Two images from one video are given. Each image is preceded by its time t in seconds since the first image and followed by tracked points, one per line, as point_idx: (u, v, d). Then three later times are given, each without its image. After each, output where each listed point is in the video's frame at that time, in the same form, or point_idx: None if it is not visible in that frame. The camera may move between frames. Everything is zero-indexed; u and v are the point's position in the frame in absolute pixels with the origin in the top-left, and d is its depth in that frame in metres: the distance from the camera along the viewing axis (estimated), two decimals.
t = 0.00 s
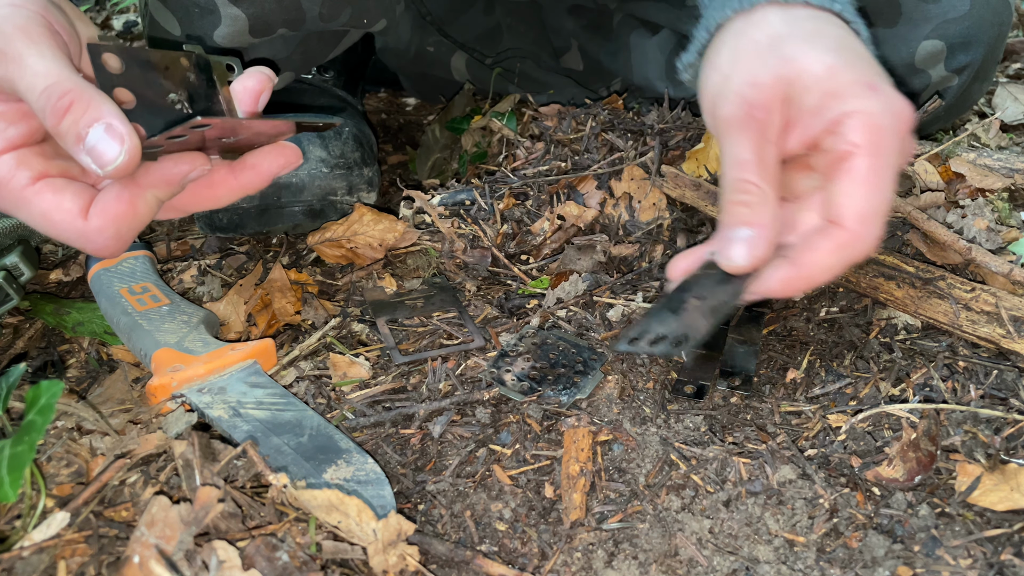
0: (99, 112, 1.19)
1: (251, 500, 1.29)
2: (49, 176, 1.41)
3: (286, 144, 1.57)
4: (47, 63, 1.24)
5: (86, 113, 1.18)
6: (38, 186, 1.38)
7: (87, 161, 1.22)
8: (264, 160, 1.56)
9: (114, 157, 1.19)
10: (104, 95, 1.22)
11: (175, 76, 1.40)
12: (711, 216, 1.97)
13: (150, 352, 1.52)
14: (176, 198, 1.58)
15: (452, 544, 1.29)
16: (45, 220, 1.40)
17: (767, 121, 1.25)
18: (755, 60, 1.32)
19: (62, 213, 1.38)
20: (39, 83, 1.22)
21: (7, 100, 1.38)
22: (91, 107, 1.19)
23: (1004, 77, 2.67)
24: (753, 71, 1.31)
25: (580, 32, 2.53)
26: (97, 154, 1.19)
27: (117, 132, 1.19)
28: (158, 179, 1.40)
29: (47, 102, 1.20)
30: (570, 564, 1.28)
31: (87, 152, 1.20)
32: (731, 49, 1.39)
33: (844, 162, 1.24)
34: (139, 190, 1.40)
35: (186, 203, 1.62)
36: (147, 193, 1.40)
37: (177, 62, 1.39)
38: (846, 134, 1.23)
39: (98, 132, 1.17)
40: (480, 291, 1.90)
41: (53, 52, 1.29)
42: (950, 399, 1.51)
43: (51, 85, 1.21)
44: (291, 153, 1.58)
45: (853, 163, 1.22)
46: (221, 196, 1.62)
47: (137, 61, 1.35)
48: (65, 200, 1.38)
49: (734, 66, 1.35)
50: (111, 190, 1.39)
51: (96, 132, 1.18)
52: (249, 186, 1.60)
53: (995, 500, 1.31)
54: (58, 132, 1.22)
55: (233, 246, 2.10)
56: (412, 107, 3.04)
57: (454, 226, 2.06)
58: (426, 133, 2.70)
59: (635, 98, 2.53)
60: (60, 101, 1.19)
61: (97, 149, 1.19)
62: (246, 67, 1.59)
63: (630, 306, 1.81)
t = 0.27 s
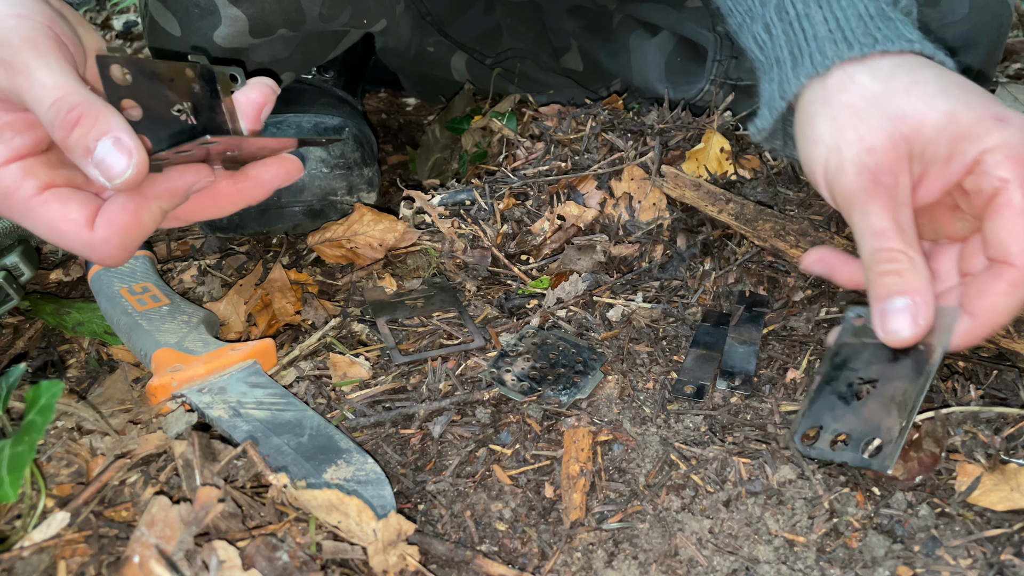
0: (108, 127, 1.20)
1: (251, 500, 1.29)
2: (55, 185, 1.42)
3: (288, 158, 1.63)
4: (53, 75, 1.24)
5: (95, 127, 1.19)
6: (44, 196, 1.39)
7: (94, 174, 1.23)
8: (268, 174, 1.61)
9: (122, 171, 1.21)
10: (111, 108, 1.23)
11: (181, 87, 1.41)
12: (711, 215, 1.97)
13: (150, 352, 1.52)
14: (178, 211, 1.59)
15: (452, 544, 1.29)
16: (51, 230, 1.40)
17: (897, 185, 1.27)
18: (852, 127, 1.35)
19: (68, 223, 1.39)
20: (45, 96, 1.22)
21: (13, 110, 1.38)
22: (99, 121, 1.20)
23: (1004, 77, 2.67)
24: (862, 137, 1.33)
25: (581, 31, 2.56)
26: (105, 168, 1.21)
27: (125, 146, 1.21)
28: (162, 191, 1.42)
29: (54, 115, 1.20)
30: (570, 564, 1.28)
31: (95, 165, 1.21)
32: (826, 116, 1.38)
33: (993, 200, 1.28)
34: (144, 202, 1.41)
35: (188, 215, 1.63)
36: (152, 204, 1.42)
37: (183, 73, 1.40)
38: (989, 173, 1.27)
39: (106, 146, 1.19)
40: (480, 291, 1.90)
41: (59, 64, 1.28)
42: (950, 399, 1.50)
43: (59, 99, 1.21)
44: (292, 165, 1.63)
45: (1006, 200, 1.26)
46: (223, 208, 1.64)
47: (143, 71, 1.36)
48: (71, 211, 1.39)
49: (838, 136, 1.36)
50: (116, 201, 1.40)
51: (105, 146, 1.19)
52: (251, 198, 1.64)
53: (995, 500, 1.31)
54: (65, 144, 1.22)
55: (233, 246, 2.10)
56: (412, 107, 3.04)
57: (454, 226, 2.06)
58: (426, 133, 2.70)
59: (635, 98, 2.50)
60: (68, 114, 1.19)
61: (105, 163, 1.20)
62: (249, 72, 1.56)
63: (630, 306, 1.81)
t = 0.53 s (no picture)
0: (111, 127, 1.18)
1: (251, 500, 1.29)
2: (61, 191, 1.39)
3: (295, 168, 1.62)
4: (57, 78, 1.23)
5: (98, 128, 1.17)
6: (49, 202, 1.36)
7: (100, 176, 1.22)
8: (276, 185, 1.61)
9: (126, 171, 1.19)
10: (115, 109, 1.22)
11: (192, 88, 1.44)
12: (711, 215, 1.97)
13: (150, 352, 1.52)
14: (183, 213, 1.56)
15: (452, 544, 1.29)
16: (58, 236, 1.38)
17: (903, 232, 1.26)
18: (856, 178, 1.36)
19: (75, 229, 1.36)
20: (49, 99, 1.21)
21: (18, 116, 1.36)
22: (103, 122, 1.18)
23: (1004, 78, 2.67)
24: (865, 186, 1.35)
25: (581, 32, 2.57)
26: (109, 168, 1.19)
27: (128, 146, 1.19)
28: (168, 195, 1.39)
29: (59, 118, 1.19)
30: (570, 564, 1.28)
31: (100, 166, 1.20)
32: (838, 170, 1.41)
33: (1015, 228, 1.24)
34: (149, 206, 1.38)
35: (193, 218, 1.61)
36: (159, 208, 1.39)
37: (194, 74, 1.43)
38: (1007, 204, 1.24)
39: (110, 147, 1.17)
40: (480, 291, 1.90)
41: (63, 68, 1.27)
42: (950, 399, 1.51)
43: (63, 101, 1.19)
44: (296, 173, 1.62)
45: (1023, 229, 1.21)
46: (228, 214, 1.62)
47: (155, 72, 1.37)
48: (77, 216, 1.36)
49: (846, 188, 1.37)
50: (123, 205, 1.37)
51: (108, 146, 1.17)
52: (257, 208, 1.64)
53: (995, 500, 1.31)
54: (70, 147, 1.21)
55: (233, 246, 2.10)
56: (412, 107, 3.05)
57: (454, 226, 2.06)
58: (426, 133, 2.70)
59: (635, 99, 2.49)
60: (73, 117, 1.18)
61: (108, 163, 1.19)
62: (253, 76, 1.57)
63: (630, 306, 1.81)
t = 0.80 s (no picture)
0: (98, 147, 1.21)
1: (251, 500, 1.29)
2: (50, 204, 1.40)
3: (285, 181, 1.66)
4: (45, 93, 1.23)
5: (85, 149, 1.20)
6: (38, 215, 1.38)
7: (84, 193, 1.24)
8: (262, 198, 1.64)
9: (112, 190, 1.22)
10: (102, 127, 1.24)
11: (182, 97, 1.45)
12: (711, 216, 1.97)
13: (150, 352, 1.52)
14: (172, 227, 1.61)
15: (452, 544, 1.29)
16: (44, 249, 1.40)
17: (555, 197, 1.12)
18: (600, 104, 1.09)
19: (61, 242, 1.39)
20: (36, 115, 1.21)
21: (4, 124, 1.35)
22: (90, 141, 1.21)
23: (1004, 78, 2.67)
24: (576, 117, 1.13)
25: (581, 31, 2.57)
26: (94, 187, 1.22)
27: (113, 166, 1.22)
28: (154, 212, 1.44)
29: (46, 135, 1.21)
30: (570, 564, 1.27)
31: (85, 184, 1.23)
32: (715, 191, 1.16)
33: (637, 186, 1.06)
34: (135, 223, 1.43)
35: (182, 231, 1.65)
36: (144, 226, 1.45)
37: (184, 88, 1.44)
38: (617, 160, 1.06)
39: (96, 166, 1.20)
40: (480, 291, 1.90)
41: (52, 82, 1.27)
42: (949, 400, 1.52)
43: (51, 117, 1.20)
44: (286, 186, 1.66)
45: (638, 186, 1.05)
46: (216, 227, 1.67)
47: (146, 88, 1.40)
48: (65, 231, 1.39)
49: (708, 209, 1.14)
50: (109, 220, 1.42)
51: (94, 165, 1.21)
52: (245, 220, 1.68)
53: (996, 500, 1.31)
54: (56, 163, 1.23)
55: (233, 246, 2.10)
56: (412, 107, 3.05)
57: (454, 226, 2.06)
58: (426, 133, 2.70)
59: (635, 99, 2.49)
60: (60, 135, 1.20)
61: (93, 182, 1.22)
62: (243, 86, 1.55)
63: (630, 306, 1.81)
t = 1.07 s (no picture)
0: (89, 153, 1.17)
1: (250, 500, 1.29)
2: (44, 207, 1.43)
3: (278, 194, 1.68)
4: (37, 99, 1.21)
5: (77, 156, 1.17)
6: (31, 218, 1.41)
7: (76, 202, 1.20)
8: (257, 210, 1.66)
9: (101, 198, 1.17)
10: (95, 133, 1.20)
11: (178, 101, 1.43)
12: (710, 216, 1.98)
13: (150, 352, 1.52)
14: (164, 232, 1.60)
15: (452, 544, 1.29)
16: (37, 252, 1.42)
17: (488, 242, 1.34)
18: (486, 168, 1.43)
19: (55, 247, 1.41)
20: (28, 121, 1.19)
21: None
22: (81, 148, 1.17)
23: (1004, 78, 2.67)
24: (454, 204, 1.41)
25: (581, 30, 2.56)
26: (85, 194, 1.17)
27: (105, 172, 1.18)
28: (147, 217, 1.44)
29: (38, 142, 1.18)
30: (570, 564, 1.27)
31: (76, 192, 1.19)
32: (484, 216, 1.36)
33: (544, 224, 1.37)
34: (128, 227, 1.42)
35: (173, 238, 1.64)
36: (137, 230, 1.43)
37: (179, 91, 1.43)
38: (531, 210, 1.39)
39: (86, 173, 1.16)
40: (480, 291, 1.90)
41: (47, 87, 1.25)
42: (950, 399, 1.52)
43: (43, 124, 1.18)
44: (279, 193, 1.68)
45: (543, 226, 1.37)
46: (207, 234, 1.66)
47: (139, 92, 1.37)
48: (58, 235, 1.41)
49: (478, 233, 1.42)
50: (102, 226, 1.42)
51: (84, 173, 1.16)
52: (238, 229, 1.68)
53: (997, 500, 1.31)
54: (49, 169, 1.21)
55: (233, 246, 2.10)
56: (413, 107, 3.05)
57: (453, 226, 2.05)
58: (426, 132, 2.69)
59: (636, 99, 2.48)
60: (51, 141, 1.17)
61: (84, 190, 1.18)
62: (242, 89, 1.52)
63: (630, 306, 1.81)
